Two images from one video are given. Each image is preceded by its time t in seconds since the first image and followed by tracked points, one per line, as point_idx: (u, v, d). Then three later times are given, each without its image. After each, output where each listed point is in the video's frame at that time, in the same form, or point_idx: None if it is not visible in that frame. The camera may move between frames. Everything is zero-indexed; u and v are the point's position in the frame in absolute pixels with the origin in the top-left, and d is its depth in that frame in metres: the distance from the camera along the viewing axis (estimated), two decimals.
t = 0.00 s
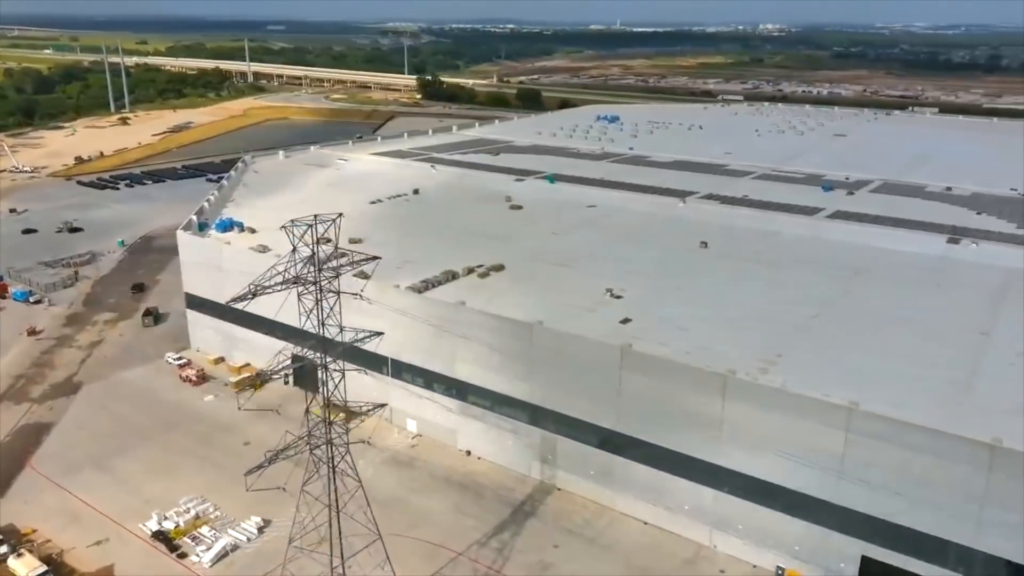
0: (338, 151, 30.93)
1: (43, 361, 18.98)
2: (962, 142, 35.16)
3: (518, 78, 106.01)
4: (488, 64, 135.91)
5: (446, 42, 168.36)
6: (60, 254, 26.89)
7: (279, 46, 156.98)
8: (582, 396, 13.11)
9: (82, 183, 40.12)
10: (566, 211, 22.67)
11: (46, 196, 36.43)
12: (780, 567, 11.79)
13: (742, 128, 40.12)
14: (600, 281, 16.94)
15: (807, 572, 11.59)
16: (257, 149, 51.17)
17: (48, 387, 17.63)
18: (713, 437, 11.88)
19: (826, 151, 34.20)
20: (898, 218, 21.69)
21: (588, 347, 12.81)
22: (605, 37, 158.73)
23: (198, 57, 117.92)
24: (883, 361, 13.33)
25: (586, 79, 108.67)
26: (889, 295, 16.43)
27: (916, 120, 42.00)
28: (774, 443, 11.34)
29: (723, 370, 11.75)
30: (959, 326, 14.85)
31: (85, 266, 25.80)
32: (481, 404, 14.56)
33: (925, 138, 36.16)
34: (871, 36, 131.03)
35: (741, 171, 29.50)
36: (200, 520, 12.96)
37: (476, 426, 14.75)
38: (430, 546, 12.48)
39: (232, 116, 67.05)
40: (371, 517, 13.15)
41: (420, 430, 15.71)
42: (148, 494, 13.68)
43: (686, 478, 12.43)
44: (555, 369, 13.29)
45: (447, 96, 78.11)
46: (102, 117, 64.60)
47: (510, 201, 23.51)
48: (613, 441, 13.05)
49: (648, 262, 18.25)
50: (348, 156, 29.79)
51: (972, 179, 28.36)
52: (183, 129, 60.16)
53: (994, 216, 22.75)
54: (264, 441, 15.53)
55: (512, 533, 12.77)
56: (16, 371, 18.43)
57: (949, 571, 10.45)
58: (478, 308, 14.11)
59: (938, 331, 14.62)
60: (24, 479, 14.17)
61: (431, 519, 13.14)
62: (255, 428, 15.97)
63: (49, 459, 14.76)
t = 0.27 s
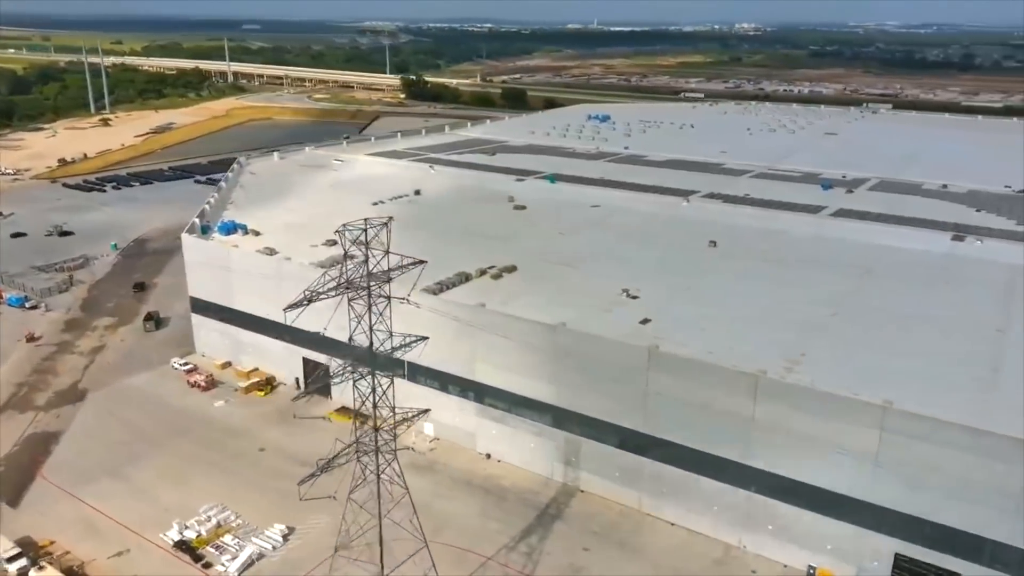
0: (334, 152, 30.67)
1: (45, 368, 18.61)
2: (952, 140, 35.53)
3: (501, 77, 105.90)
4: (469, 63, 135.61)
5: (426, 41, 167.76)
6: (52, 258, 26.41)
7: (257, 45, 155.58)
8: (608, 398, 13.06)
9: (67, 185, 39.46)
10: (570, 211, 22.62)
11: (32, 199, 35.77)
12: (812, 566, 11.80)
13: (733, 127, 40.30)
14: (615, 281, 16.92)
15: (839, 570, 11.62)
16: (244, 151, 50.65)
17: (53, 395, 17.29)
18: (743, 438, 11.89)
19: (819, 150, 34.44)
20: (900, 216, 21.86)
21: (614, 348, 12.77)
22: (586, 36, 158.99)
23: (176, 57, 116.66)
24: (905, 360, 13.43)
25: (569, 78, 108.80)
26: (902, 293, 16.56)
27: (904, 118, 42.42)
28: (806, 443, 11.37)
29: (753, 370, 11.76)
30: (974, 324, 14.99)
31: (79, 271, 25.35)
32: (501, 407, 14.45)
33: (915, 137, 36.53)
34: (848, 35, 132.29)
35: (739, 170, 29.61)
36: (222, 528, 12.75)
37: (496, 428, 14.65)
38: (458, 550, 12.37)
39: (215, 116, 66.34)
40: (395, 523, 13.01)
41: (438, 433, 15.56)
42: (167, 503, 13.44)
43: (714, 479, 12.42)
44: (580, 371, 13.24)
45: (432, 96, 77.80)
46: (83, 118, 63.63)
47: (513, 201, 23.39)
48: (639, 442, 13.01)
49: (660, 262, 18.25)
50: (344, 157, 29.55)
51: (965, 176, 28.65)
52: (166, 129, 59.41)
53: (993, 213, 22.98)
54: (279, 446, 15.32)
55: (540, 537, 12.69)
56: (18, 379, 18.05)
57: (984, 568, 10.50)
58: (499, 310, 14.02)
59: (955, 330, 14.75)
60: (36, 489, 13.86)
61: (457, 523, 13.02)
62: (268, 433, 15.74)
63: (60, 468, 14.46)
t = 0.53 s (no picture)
0: (328, 154, 30.43)
1: (47, 375, 18.24)
2: (940, 138, 35.96)
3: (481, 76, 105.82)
4: (449, 63, 135.28)
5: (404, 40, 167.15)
6: (44, 263, 25.92)
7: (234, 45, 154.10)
8: (634, 399, 13.04)
9: (52, 188, 38.79)
10: (574, 211, 22.60)
11: (17, 203, 35.12)
12: (842, 564, 11.85)
13: (723, 126, 40.52)
14: (628, 282, 16.92)
15: (869, 567, 11.67)
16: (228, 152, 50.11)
17: (58, 402, 16.94)
18: (772, 437, 11.92)
19: (810, 149, 34.71)
20: (901, 213, 22.06)
21: (640, 350, 12.74)
22: (565, 35, 159.24)
23: (152, 57, 115.31)
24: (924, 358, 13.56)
25: (550, 78, 108.91)
26: (912, 291, 16.72)
27: (889, 116, 42.91)
28: (836, 442, 11.43)
29: (782, 370, 11.79)
30: (987, 322, 15.17)
31: (72, 276, 24.90)
32: (523, 409, 14.35)
33: (902, 135, 36.95)
34: (824, 34, 133.66)
35: (735, 169, 29.75)
36: (245, 536, 12.55)
37: (517, 430, 14.57)
38: (487, 555, 12.27)
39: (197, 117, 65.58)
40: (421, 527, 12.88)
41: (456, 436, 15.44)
42: (186, 512, 13.21)
43: (742, 478, 12.43)
44: (604, 373, 13.19)
45: (416, 96, 77.48)
46: (62, 119, 62.61)
47: (515, 202, 23.33)
48: (664, 443, 12.99)
49: (671, 262, 18.30)
50: (340, 158, 29.32)
51: (957, 174, 29.01)
52: (148, 131, 58.63)
53: (990, 210, 23.25)
54: (295, 452, 15.13)
55: (568, 539, 12.61)
56: (19, 386, 17.67)
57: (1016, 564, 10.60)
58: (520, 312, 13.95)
59: (969, 327, 14.92)
60: (49, 499, 13.56)
61: (483, 527, 12.92)
62: (282, 439, 15.53)
63: (72, 478, 14.16)
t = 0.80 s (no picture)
0: (321, 155, 30.17)
1: (48, 383, 17.86)
2: (926, 136, 36.43)
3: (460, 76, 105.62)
4: (427, 62, 134.79)
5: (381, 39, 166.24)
6: (34, 268, 25.41)
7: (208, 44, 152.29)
8: (659, 401, 13.03)
9: (33, 191, 38.05)
10: (576, 211, 22.58)
11: None
12: (869, 561, 11.92)
13: (711, 125, 40.73)
14: (640, 281, 16.93)
15: (896, 563, 11.76)
16: (212, 153, 49.53)
17: (62, 411, 16.60)
18: (800, 436, 11.97)
19: (799, 147, 34.99)
20: (899, 211, 22.29)
21: (664, 351, 12.74)
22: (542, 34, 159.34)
23: (125, 58, 113.76)
24: (940, 354, 13.71)
25: (530, 77, 108.92)
26: (919, 288, 16.91)
27: (873, 115, 43.38)
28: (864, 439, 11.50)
29: (808, 369, 11.85)
30: (996, 317, 15.37)
31: (64, 281, 24.43)
32: (542, 411, 14.31)
33: (889, 133, 37.37)
34: (799, 33, 134.99)
35: (729, 167, 29.91)
36: (268, 544, 12.37)
37: (537, 432, 14.51)
38: (515, 558, 12.19)
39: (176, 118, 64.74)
40: (445, 532, 12.77)
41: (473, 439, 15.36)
42: (205, 521, 12.99)
43: (767, 477, 12.48)
44: (628, 373, 13.18)
45: (397, 95, 77.09)
46: (37, 121, 61.51)
47: (516, 202, 23.27)
48: (689, 443, 13.00)
49: (679, 261, 18.35)
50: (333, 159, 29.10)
51: (947, 171, 29.40)
52: (127, 132, 57.76)
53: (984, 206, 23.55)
54: (310, 457, 14.95)
55: (594, 540, 12.58)
56: (20, 394, 17.29)
57: None
58: (540, 313, 13.90)
59: (980, 323, 15.11)
60: (62, 511, 13.27)
61: (508, 530, 12.85)
62: (296, 444, 15.35)
63: (84, 488, 13.88)
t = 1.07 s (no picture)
0: (313, 156, 29.97)
1: (49, 390, 17.52)
2: (911, 134, 36.90)
3: (440, 76, 105.29)
4: (405, 62, 134.20)
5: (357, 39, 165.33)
6: (25, 273, 24.93)
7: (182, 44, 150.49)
8: (681, 400, 13.03)
9: (16, 194, 37.36)
10: (577, 211, 22.58)
11: None
12: (892, 556, 12.03)
13: (699, 124, 40.95)
14: (650, 280, 16.96)
15: (920, 558, 11.87)
16: (195, 155, 48.95)
17: (67, 418, 16.29)
18: (824, 433, 12.04)
19: (788, 145, 35.29)
20: (897, 208, 22.53)
21: (687, 350, 12.75)
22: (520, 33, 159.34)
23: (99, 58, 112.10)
24: (955, 350, 13.87)
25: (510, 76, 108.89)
26: (925, 284, 17.11)
27: (857, 113, 43.87)
28: (889, 435, 11.59)
29: (832, 367, 11.92)
30: (1002, 312, 15.58)
31: (56, 285, 24.00)
32: (560, 411, 14.27)
33: (874, 131, 37.83)
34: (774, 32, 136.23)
35: (721, 166, 30.08)
36: (291, 551, 12.20)
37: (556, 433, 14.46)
38: (541, 560, 12.15)
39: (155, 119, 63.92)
40: (470, 535, 12.69)
41: (488, 441, 15.29)
42: (224, 528, 12.80)
43: (790, 474, 12.54)
44: (649, 373, 13.18)
45: (379, 95, 76.69)
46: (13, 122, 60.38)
47: (516, 202, 23.22)
48: (710, 442, 13.03)
49: (686, 260, 18.42)
50: (327, 160, 28.92)
51: (936, 168, 29.78)
52: (106, 134, 56.91)
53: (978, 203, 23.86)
54: (325, 462, 14.79)
55: (619, 541, 12.58)
56: (22, 402, 16.94)
57: None
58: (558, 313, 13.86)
59: (987, 319, 15.31)
60: (76, 520, 13.01)
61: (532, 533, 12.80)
62: (309, 449, 15.20)
63: (96, 497, 13.62)
